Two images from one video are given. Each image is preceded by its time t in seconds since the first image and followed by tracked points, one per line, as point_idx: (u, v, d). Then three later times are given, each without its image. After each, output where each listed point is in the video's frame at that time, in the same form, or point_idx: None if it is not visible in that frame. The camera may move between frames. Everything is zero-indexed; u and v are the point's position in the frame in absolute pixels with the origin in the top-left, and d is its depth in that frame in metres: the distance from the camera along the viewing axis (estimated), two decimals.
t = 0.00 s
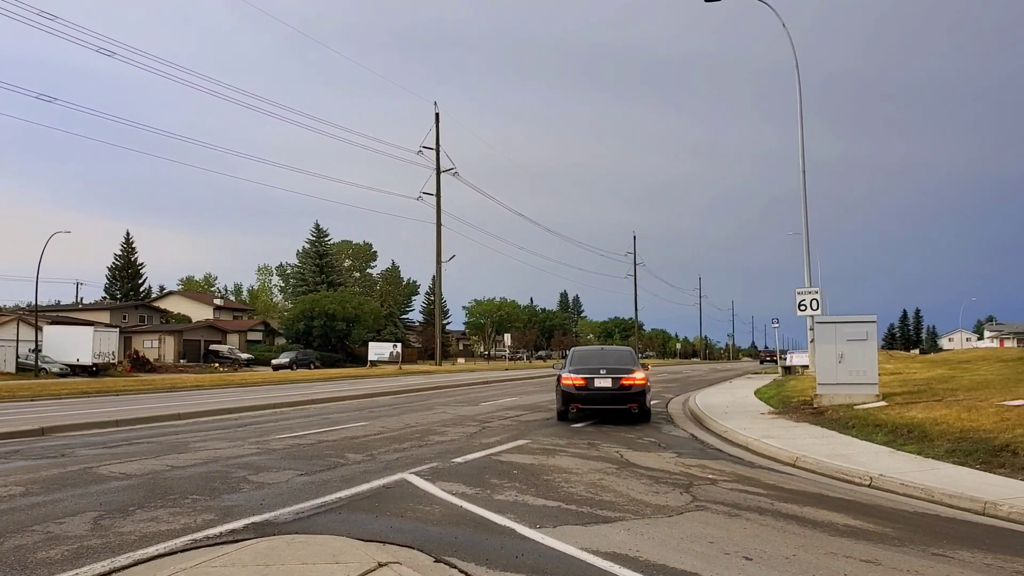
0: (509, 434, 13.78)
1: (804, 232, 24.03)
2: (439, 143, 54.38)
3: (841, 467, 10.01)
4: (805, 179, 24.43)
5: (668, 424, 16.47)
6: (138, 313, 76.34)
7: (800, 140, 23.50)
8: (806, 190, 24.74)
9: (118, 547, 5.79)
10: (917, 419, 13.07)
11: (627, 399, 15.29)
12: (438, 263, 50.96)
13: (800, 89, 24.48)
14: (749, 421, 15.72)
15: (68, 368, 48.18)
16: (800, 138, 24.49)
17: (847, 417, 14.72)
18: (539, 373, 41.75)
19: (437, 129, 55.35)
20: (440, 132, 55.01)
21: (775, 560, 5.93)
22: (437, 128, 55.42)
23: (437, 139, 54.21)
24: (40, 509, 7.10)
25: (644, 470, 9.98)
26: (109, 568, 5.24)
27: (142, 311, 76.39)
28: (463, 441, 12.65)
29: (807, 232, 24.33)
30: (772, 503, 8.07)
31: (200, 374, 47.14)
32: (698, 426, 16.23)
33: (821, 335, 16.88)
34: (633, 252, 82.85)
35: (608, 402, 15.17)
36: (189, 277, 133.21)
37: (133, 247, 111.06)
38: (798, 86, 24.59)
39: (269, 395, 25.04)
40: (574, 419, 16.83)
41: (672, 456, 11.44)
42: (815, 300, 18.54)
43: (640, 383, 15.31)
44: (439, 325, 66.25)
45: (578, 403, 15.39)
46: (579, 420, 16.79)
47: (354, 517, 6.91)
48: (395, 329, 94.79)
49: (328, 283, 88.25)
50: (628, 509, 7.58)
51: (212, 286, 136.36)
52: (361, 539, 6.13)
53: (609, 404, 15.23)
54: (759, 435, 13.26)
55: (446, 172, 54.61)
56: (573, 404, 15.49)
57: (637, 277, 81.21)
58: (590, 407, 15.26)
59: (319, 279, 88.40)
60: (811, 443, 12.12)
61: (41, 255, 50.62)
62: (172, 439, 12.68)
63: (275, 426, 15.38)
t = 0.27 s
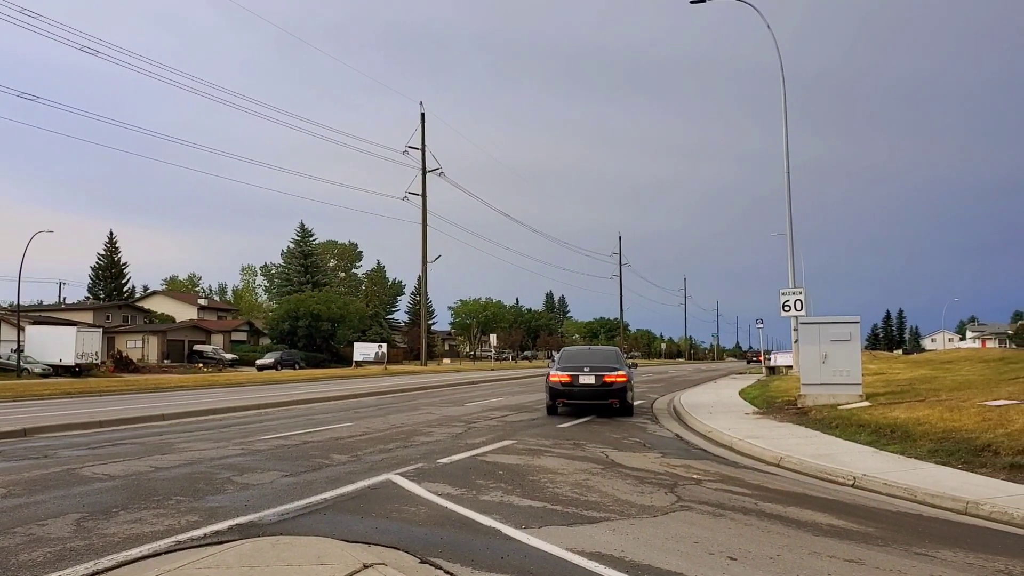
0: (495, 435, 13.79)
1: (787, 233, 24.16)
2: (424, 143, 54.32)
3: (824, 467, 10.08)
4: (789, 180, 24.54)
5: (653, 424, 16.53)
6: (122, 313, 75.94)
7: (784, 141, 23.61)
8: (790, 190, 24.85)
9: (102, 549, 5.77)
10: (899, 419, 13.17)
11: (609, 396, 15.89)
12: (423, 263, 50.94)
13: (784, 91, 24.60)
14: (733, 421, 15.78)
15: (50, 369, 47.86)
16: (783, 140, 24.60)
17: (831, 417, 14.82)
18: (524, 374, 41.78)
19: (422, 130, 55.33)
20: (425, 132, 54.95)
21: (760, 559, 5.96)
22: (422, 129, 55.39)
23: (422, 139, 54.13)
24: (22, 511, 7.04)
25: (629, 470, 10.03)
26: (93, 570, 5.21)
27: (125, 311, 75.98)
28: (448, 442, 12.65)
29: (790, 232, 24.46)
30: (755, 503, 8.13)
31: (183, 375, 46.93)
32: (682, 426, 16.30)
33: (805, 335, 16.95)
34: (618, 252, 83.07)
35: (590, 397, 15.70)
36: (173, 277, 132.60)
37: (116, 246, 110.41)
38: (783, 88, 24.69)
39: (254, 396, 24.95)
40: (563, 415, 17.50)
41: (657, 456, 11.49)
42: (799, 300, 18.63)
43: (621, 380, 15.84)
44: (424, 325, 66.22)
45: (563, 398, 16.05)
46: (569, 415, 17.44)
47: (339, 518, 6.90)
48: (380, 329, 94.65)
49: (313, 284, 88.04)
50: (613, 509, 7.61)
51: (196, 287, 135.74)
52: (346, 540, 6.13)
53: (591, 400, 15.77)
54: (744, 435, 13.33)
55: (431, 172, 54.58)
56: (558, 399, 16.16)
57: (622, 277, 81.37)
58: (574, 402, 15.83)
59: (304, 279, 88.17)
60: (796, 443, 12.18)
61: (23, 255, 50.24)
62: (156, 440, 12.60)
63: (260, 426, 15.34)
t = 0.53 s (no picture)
0: (484, 435, 13.79)
1: (775, 234, 24.25)
2: (413, 143, 54.26)
3: (811, 467, 10.13)
4: (777, 181, 24.63)
5: (641, 424, 16.56)
6: (109, 313, 75.58)
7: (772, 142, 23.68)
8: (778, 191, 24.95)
9: (88, 550, 5.73)
10: (886, 419, 13.23)
11: (599, 392, 16.76)
12: (412, 263, 50.86)
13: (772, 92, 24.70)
14: (721, 421, 15.83)
15: (36, 369, 47.57)
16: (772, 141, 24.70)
17: (819, 417, 14.89)
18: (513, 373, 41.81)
19: (411, 130, 55.27)
20: (414, 132, 54.88)
21: (748, 559, 5.99)
22: (411, 129, 55.32)
23: (410, 138, 54.06)
24: (8, 512, 7.00)
25: (617, 470, 10.04)
26: (80, 571, 5.19)
27: (112, 311, 75.62)
28: (437, 442, 12.65)
29: (778, 233, 24.56)
30: (743, 502, 8.16)
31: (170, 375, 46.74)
32: (671, 426, 16.33)
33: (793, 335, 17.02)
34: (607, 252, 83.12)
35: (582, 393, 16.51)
36: (160, 277, 132.05)
37: (103, 245, 109.81)
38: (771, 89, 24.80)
39: (242, 396, 24.86)
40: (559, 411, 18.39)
41: (645, 456, 11.51)
42: (786, 301, 18.70)
43: (611, 377, 16.68)
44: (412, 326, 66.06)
45: (556, 395, 16.95)
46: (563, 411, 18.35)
47: (328, 519, 6.89)
48: (369, 329, 94.53)
49: (301, 284, 87.83)
50: (602, 509, 7.62)
51: (183, 286, 135.18)
52: (334, 540, 6.11)
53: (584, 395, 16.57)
54: (732, 436, 13.37)
55: (420, 172, 54.49)
56: (552, 395, 17.06)
57: (611, 277, 81.49)
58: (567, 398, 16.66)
59: (292, 279, 87.95)
60: (783, 443, 12.23)
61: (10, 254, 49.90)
62: (143, 440, 12.53)
63: (249, 426, 15.30)
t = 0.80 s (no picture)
0: (475, 435, 13.80)
1: (765, 235, 24.33)
2: (404, 143, 54.18)
3: (801, 467, 10.16)
4: (768, 182, 24.72)
5: (632, 424, 16.58)
6: (98, 313, 75.33)
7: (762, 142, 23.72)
8: (768, 191, 25.02)
9: (77, 551, 5.71)
10: (875, 419, 13.28)
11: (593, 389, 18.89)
12: (403, 263, 50.77)
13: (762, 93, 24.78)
14: (711, 421, 15.86)
15: (25, 369, 47.34)
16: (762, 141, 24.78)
17: (808, 417, 14.93)
18: (504, 373, 41.85)
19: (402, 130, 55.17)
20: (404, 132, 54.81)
21: (737, 558, 6.00)
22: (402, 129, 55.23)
23: (402, 138, 53.97)
24: None
25: (607, 470, 10.06)
26: (68, 573, 5.17)
27: (102, 311, 75.34)
28: (428, 442, 12.65)
29: (768, 234, 24.64)
30: (733, 502, 8.18)
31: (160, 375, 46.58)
32: (661, 426, 16.36)
33: (782, 335, 17.07)
34: (598, 253, 83.09)
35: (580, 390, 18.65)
36: (150, 276, 131.63)
37: (92, 245, 109.30)
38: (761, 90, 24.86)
39: (232, 396, 24.81)
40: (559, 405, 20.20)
41: (636, 456, 11.54)
42: (776, 301, 18.75)
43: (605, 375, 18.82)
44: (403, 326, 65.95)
45: (556, 391, 19.10)
46: (562, 405, 20.47)
47: (317, 519, 6.88)
48: (359, 329, 94.39)
49: (291, 283, 87.62)
50: (592, 509, 7.63)
51: (173, 286, 134.71)
52: (324, 540, 6.10)
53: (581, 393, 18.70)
54: (721, 436, 13.39)
55: (411, 171, 54.40)
56: (552, 391, 19.17)
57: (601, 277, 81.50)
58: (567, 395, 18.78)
59: (282, 279, 87.73)
60: (773, 443, 12.26)
61: None
62: (133, 441, 12.50)
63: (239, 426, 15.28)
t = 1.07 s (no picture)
0: (466, 435, 13.79)
1: (756, 235, 24.36)
2: (396, 143, 54.11)
3: (791, 467, 10.18)
4: (758, 182, 24.78)
5: (623, 424, 16.58)
6: (89, 313, 75.04)
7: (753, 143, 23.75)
8: (758, 192, 25.06)
9: (66, 551, 5.68)
10: (866, 419, 13.31)
11: (591, 386, 19.39)
12: (395, 263, 50.71)
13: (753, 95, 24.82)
14: (702, 420, 15.87)
15: (14, 369, 47.10)
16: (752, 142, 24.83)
17: (799, 417, 14.96)
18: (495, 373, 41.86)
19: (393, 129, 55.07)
20: (396, 131, 54.70)
21: (728, 557, 6.02)
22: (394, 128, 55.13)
23: (393, 138, 53.90)
24: None
25: (599, 469, 10.06)
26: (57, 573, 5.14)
27: (92, 311, 75.04)
28: (419, 442, 12.63)
29: (759, 234, 24.68)
30: (723, 502, 8.19)
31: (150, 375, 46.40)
32: (652, 426, 16.37)
33: (773, 335, 17.12)
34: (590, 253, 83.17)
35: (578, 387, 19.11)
36: (141, 276, 131.20)
37: (82, 245, 108.84)
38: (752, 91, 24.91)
39: (223, 396, 24.73)
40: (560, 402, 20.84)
41: (627, 455, 11.54)
42: (767, 301, 18.79)
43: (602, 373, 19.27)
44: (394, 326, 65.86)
45: (556, 388, 19.61)
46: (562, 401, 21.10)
47: (308, 519, 6.87)
48: (351, 329, 94.26)
49: (282, 283, 87.39)
50: (584, 509, 7.63)
51: (164, 285, 134.25)
52: (315, 541, 6.09)
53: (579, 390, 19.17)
54: (712, 435, 13.40)
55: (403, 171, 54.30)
56: (552, 388, 19.66)
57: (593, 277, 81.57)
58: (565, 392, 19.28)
59: (273, 279, 87.52)
60: (763, 443, 12.28)
61: None
62: (122, 441, 12.43)
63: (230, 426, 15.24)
